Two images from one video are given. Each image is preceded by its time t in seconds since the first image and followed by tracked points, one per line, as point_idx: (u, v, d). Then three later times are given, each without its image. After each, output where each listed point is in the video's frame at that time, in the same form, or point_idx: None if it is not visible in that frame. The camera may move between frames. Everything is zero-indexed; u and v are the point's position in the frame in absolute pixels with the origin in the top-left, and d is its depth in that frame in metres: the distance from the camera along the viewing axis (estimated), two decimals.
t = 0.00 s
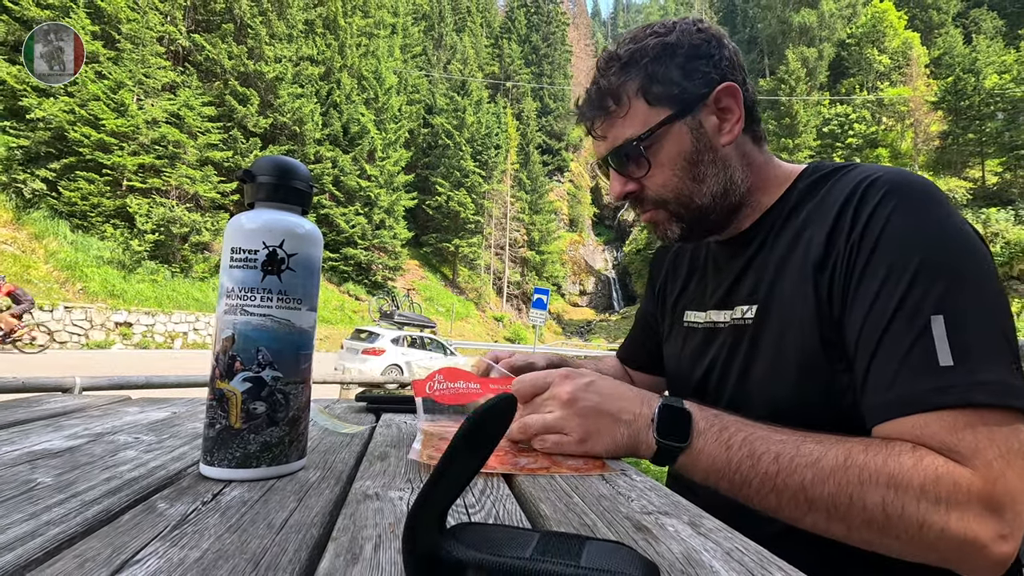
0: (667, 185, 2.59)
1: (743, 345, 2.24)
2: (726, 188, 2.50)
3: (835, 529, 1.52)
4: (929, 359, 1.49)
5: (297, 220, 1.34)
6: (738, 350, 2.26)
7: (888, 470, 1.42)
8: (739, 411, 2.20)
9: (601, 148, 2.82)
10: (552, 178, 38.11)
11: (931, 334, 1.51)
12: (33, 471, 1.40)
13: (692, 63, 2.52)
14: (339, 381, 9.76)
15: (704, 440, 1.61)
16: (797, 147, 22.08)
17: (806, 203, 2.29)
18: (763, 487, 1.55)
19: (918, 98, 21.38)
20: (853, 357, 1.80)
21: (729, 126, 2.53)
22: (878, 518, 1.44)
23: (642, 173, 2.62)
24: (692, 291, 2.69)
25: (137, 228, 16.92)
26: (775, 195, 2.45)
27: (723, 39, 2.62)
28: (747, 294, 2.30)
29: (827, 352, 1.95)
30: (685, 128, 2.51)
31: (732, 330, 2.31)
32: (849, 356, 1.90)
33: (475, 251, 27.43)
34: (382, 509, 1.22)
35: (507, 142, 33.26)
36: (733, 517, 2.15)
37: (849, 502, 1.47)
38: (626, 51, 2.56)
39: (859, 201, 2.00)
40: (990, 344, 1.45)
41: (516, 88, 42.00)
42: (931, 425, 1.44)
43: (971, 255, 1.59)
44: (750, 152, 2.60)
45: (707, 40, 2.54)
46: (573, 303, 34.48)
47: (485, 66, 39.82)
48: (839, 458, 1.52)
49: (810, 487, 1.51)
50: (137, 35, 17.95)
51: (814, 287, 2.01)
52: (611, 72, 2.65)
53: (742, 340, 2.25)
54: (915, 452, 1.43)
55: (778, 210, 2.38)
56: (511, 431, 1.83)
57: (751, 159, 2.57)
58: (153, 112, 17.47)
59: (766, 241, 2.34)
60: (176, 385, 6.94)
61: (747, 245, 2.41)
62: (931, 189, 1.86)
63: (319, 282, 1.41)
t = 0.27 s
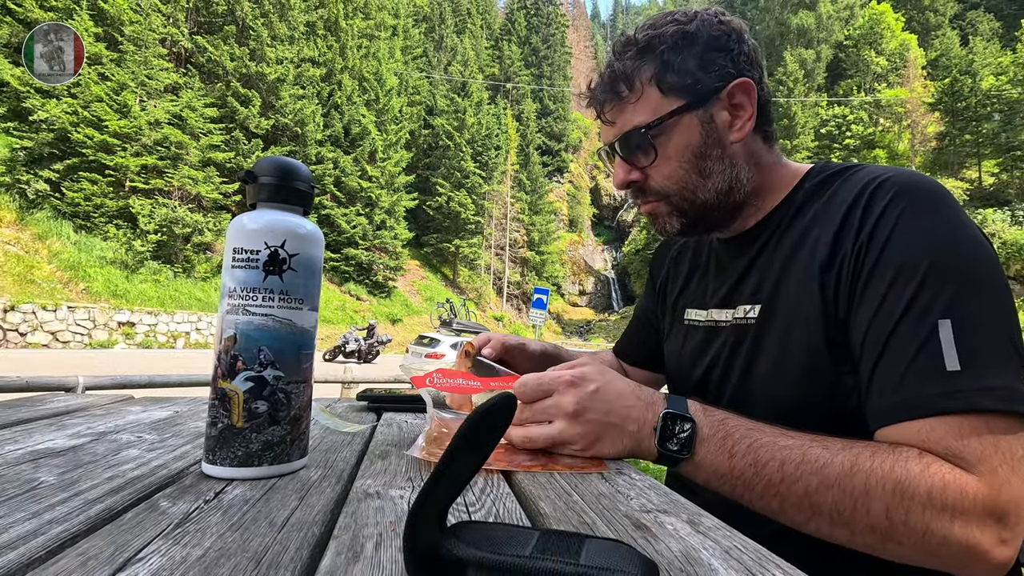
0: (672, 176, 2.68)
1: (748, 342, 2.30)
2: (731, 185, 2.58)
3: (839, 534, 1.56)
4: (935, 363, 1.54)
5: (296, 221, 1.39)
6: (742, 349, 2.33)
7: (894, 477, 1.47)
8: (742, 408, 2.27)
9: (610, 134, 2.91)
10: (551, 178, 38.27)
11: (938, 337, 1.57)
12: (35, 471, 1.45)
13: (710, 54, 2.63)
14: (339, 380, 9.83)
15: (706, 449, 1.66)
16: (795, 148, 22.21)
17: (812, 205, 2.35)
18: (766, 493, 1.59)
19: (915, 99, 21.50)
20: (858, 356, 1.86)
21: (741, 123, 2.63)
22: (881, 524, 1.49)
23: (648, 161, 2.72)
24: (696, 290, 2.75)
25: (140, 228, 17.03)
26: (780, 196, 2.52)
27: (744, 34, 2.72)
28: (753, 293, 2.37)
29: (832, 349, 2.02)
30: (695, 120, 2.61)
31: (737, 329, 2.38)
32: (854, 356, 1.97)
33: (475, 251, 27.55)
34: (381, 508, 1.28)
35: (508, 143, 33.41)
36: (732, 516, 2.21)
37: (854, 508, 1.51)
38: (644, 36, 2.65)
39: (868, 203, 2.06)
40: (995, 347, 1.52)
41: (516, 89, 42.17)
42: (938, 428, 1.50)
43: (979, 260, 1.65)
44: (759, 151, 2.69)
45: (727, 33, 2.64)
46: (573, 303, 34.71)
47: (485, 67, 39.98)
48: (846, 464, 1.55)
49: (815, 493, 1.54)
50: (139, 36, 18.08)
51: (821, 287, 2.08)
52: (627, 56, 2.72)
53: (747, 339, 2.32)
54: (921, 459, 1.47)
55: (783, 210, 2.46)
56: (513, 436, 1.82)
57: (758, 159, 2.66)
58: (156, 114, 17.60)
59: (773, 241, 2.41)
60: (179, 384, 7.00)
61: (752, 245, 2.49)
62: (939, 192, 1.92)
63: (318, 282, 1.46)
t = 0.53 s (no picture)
0: (671, 149, 2.63)
1: (745, 340, 2.23)
2: (729, 172, 2.53)
3: (837, 535, 1.52)
4: (936, 364, 1.48)
5: (299, 221, 1.33)
6: (739, 346, 2.25)
7: (890, 477, 1.43)
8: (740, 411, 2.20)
9: (620, 98, 2.87)
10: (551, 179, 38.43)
11: (939, 339, 1.50)
12: (38, 469, 1.39)
13: (734, 37, 2.61)
14: (340, 380, 9.87)
15: (703, 446, 1.65)
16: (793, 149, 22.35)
17: (813, 202, 2.27)
18: (764, 492, 1.57)
19: (913, 100, 21.60)
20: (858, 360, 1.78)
21: (749, 113, 2.55)
22: (878, 526, 1.45)
23: (649, 129, 2.68)
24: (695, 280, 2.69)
25: (142, 229, 17.14)
26: (780, 195, 2.44)
27: (774, 32, 2.70)
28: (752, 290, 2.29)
29: (832, 353, 1.94)
30: (703, 97, 2.56)
31: (734, 329, 2.30)
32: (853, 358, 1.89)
33: (476, 252, 27.66)
34: (384, 507, 1.23)
35: (508, 144, 33.57)
36: (734, 520, 2.14)
37: (850, 508, 1.48)
38: (676, 7, 2.65)
39: (869, 202, 1.97)
40: (998, 352, 1.45)
41: (516, 90, 42.36)
42: (934, 429, 1.45)
43: (980, 262, 1.57)
44: (766, 149, 2.60)
45: (755, 23, 2.63)
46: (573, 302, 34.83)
47: (485, 69, 40.19)
48: (839, 464, 1.53)
49: (812, 492, 1.52)
50: (142, 38, 18.22)
51: (820, 288, 2.00)
52: (656, 22, 2.71)
53: (744, 339, 2.25)
54: (918, 459, 1.44)
55: (785, 208, 2.37)
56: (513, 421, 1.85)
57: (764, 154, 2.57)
58: (158, 115, 17.72)
59: (772, 239, 2.33)
60: (182, 382, 7.05)
61: (752, 244, 2.42)
62: (940, 192, 1.84)
63: (321, 282, 1.42)
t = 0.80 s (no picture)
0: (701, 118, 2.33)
1: (752, 342, 2.07)
2: (754, 155, 2.27)
3: (869, 527, 1.37)
4: (962, 361, 1.33)
5: (301, 223, 1.34)
6: (745, 347, 2.09)
7: (920, 467, 1.26)
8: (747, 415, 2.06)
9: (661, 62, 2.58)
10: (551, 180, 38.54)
11: (964, 338, 1.35)
12: (41, 468, 1.40)
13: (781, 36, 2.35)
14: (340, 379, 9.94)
15: (730, 438, 1.51)
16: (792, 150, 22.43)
17: (828, 203, 2.09)
18: (793, 485, 1.42)
19: (911, 102, 21.66)
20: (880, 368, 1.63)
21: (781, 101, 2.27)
22: (918, 517, 1.28)
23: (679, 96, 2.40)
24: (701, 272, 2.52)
25: (144, 229, 17.23)
26: (799, 195, 2.24)
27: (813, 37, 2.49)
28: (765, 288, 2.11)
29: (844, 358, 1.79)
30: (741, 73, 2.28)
31: (744, 329, 2.12)
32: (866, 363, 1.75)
33: (476, 252, 27.75)
34: (384, 506, 1.24)
35: (508, 144, 33.67)
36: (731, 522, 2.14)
37: (883, 502, 1.31)
38: None
39: (885, 204, 1.81)
40: None
41: (516, 91, 42.49)
42: (974, 424, 1.29)
43: (989, 264, 1.43)
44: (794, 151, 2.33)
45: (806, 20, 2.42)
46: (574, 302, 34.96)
47: (485, 70, 40.32)
48: (864, 456, 1.38)
49: (842, 484, 1.36)
50: (143, 39, 18.23)
51: (835, 289, 1.83)
52: None
53: (751, 339, 2.08)
54: (947, 448, 1.28)
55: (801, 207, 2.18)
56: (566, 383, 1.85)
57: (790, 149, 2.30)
58: (159, 116, 17.80)
59: (782, 235, 2.17)
60: (185, 381, 7.12)
61: (764, 241, 2.24)
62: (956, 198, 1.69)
63: (321, 282, 1.42)
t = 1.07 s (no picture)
0: (737, 113, 2.43)
1: (786, 335, 2.02)
2: (788, 148, 2.31)
3: (989, 555, 1.37)
4: None
5: (300, 222, 1.40)
6: (777, 339, 2.04)
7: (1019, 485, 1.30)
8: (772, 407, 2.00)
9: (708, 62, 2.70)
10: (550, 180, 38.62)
11: None
12: (42, 467, 1.45)
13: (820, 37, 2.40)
14: (341, 379, 9.97)
15: (819, 480, 1.51)
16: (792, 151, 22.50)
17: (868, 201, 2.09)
18: (900, 521, 1.43)
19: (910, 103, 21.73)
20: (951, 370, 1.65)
21: (814, 98, 2.32)
22: None
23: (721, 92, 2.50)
24: (727, 264, 2.48)
25: (145, 229, 17.29)
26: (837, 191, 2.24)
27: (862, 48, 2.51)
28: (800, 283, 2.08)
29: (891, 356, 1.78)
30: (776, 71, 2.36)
31: (775, 321, 2.08)
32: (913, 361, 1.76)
33: (476, 252, 27.83)
34: (384, 505, 1.29)
35: (508, 145, 33.75)
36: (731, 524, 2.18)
37: (995, 524, 1.34)
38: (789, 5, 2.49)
39: (940, 207, 1.83)
40: None
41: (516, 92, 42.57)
42: None
43: None
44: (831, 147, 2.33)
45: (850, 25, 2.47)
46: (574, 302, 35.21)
47: (485, 71, 40.42)
48: (962, 481, 1.39)
49: (949, 511, 1.38)
50: (144, 40, 18.25)
51: (888, 290, 1.83)
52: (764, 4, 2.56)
53: (783, 333, 2.04)
54: None
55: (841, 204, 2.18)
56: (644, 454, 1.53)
57: (826, 147, 2.32)
58: (161, 117, 17.85)
59: (820, 232, 2.14)
60: (187, 382, 7.15)
61: (798, 237, 2.22)
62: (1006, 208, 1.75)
63: (322, 282, 1.48)
